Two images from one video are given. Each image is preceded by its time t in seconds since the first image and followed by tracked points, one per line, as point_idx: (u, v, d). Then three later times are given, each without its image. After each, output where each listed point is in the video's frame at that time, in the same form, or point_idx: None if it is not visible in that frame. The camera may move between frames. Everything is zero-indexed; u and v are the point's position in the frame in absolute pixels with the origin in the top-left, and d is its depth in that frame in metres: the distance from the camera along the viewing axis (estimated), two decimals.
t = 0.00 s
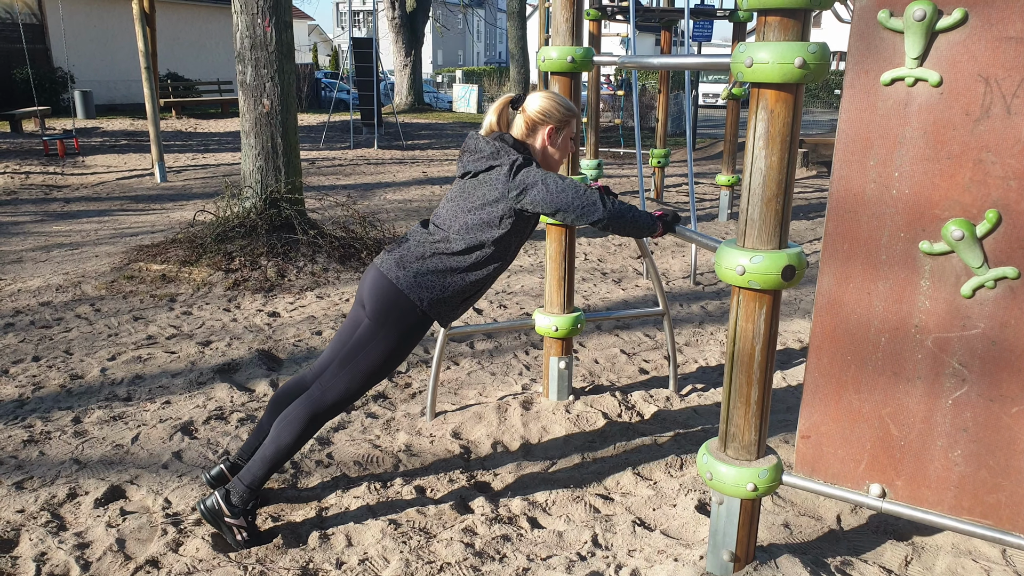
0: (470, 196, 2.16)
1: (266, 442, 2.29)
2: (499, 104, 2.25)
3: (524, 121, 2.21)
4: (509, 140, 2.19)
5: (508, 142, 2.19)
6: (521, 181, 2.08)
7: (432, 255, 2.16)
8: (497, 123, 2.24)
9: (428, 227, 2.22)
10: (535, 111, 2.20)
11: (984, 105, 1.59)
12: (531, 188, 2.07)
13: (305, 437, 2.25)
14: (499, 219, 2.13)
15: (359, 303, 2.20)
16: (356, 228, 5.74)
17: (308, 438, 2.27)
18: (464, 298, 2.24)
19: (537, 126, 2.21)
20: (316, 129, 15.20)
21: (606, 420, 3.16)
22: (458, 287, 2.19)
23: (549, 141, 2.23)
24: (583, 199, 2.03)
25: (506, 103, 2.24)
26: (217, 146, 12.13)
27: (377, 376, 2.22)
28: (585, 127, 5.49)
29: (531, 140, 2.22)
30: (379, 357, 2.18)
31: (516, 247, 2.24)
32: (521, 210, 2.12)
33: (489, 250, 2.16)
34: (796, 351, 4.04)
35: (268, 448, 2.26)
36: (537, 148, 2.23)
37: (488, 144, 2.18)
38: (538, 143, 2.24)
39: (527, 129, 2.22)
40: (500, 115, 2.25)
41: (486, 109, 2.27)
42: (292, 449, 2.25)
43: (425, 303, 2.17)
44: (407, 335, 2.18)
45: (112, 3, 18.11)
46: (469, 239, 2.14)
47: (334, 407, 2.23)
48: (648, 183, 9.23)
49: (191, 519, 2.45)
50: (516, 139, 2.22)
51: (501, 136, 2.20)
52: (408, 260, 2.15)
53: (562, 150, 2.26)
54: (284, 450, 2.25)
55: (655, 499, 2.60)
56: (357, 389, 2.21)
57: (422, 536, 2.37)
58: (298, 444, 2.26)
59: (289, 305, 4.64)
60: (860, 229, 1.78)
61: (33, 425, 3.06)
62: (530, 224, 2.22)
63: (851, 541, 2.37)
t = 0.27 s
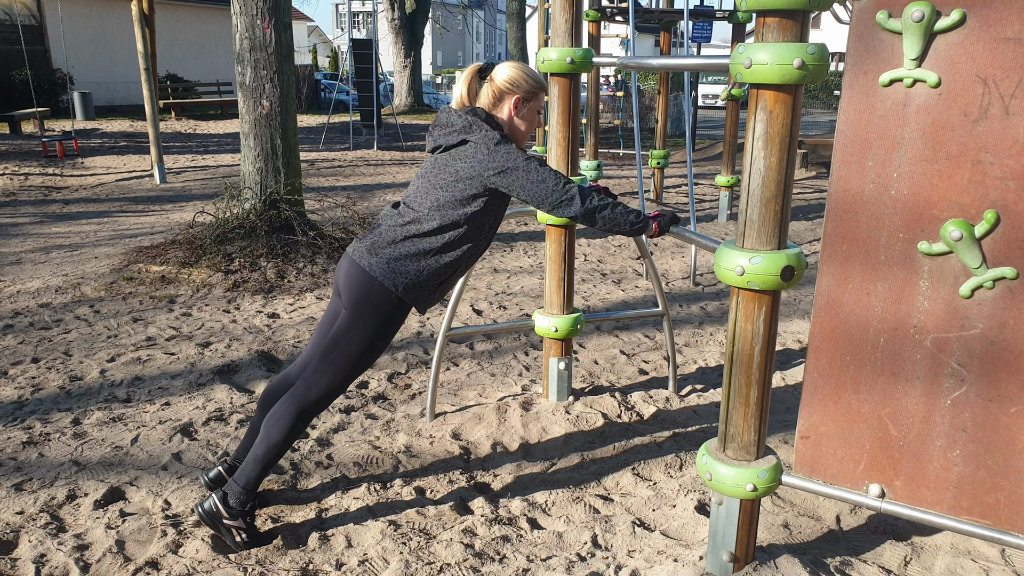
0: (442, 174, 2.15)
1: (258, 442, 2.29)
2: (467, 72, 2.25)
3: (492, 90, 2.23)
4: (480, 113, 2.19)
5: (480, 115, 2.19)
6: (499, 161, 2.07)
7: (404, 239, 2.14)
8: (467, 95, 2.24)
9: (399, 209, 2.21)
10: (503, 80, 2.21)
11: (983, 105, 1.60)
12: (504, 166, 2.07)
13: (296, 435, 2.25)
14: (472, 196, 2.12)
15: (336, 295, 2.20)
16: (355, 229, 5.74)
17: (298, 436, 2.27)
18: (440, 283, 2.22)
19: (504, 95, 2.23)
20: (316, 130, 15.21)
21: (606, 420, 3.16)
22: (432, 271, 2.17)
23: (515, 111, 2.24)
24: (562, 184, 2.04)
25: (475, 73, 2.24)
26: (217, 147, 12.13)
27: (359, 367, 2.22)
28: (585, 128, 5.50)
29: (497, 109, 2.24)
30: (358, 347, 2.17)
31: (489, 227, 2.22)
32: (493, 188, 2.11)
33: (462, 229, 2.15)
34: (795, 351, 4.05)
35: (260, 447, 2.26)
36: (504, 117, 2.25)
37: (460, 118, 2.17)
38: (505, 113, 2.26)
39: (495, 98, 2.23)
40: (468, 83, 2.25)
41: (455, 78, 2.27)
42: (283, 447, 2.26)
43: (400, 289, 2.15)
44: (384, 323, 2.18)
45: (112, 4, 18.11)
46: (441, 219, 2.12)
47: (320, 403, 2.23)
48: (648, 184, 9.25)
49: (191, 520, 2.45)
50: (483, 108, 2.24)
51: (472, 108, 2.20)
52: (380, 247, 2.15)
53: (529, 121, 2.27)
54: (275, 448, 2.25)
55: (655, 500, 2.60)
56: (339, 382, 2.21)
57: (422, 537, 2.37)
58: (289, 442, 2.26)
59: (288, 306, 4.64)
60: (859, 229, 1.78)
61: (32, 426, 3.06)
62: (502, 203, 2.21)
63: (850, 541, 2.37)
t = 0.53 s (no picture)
0: (438, 173, 2.15)
1: (256, 443, 2.29)
2: (462, 72, 2.26)
3: (485, 89, 2.22)
4: (478, 113, 2.20)
5: (476, 115, 2.19)
6: (497, 161, 2.08)
7: (400, 238, 2.14)
8: (462, 94, 2.25)
9: (396, 208, 2.21)
10: (496, 78, 2.20)
11: (981, 106, 1.60)
12: (502, 166, 2.08)
13: (294, 436, 2.25)
14: (469, 196, 2.12)
15: (333, 296, 2.20)
16: (354, 229, 5.74)
17: (297, 436, 2.27)
18: (438, 284, 2.22)
19: (498, 93, 2.22)
20: (315, 131, 15.22)
21: (605, 421, 3.16)
22: (428, 271, 2.17)
23: (509, 109, 2.23)
24: (559, 182, 2.05)
25: (468, 71, 2.25)
26: (216, 148, 12.13)
27: (356, 367, 2.22)
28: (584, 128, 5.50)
29: (492, 107, 2.23)
30: (356, 348, 2.17)
31: (486, 227, 2.22)
32: (490, 188, 2.11)
33: (459, 229, 2.15)
34: (794, 352, 4.05)
35: (257, 448, 2.26)
36: (498, 116, 2.24)
37: (458, 117, 2.17)
38: (500, 111, 2.25)
39: (488, 97, 2.23)
40: (464, 83, 2.26)
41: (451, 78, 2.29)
42: (281, 447, 2.25)
43: (397, 290, 2.14)
44: (382, 324, 2.17)
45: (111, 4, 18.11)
46: (438, 218, 2.12)
47: (319, 404, 2.23)
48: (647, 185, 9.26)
49: (189, 521, 2.45)
50: (478, 107, 2.23)
51: (471, 110, 2.20)
52: (377, 247, 2.15)
53: (524, 119, 2.26)
54: (272, 449, 2.25)
55: (653, 500, 2.60)
56: (337, 382, 2.21)
57: (421, 538, 2.37)
58: (288, 443, 2.26)
59: (288, 306, 4.64)
60: (858, 230, 1.78)
61: (31, 427, 3.06)
62: (499, 204, 2.21)
63: (849, 541, 2.37)
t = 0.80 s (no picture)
0: (439, 174, 2.15)
1: (257, 442, 2.29)
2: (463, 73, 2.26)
3: (486, 89, 2.22)
4: (478, 114, 2.19)
5: (477, 116, 2.19)
6: (497, 161, 2.08)
7: (402, 240, 2.14)
8: (463, 95, 2.25)
9: (398, 209, 2.21)
10: (497, 79, 2.20)
11: (981, 106, 1.60)
12: (501, 166, 2.08)
13: (295, 435, 2.25)
14: (470, 197, 2.12)
15: (334, 296, 2.20)
16: (355, 229, 5.74)
17: (297, 436, 2.27)
18: (439, 284, 2.22)
19: (499, 94, 2.22)
20: (316, 130, 15.22)
21: (605, 421, 3.16)
22: (430, 272, 2.17)
23: (511, 110, 2.23)
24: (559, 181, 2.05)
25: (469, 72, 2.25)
26: (216, 148, 12.13)
27: (357, 367, 2.22)
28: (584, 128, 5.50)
29: (493, 108, 2.23)
30: (357, 348, 2.18)
31: (488, 227, 2.22)
32: (491, 189, 2.11)
33: (460, 229, 2.15)
34: (794, 352, 4.05)
35: (258, 447, 2.26)
36: (499, 117, 2.24)
37: (458, 119, 2.17)
38: (501, 112, 2.24)
39: (489, 98, 2.23)
40: (465, 85, 2.26)
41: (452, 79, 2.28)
42: (282, 447, 2.25)
43: (399, 290, 2.15)
44: (384, 324, 2.18)
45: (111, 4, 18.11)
46: (439, 219, 2.12)
47: (320, 404, 2.23)
48: (648, 185, 9.26)
49: (189, 520, 2.45)
50: (479, 109, 2.23)
51: (470, 110, 2.19)
52: (379, 248, 2.15)
53: (525, 119, 2.26)
54: (273, 448, 2.25)
55: (653, 500, 2.60)
56: (338, 382, 2.21)
57: (421, 537, 2.37)
58: (288, 442, 2.26)
59: (288, 306, 4.64)
60: (858, 230, 1.78)
61: (31, 426, 3.06)
62: (501, 204, 2.20)
63: (848, 541, 2.37)
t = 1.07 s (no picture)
0: (450, 183, 2.16)
1: (260, 442, 2.29)
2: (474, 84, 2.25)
3: (499, 101, 2.22)
4: (488, 124, 2.20)
5: (486, 126, 2.20)
6: (505, 169, 2.08)
7: (413, 246, 2.15)
8: (474, 105, 2.25)
9: (409, 217, 2.22)
10: (509, 90, 2.20)
11: (981, 105, 1.60)
12: (511, 173, 2.07)
13: (299, 436, 2.26)
14: (480, 206, 2.12)
15: (344, 298, 2.20)
16: (355, 229, 5.74)
17: (302, 437, 2.27)
18: (449, 290, 2.24)
19: (512, 105, 2.22)
20: (316, 130, 15.21)
21: (606, 420, 3.16)
22: (440, 278, 2.18)
23: (524, 120, 2.24)
24: (566, 185, 2.04)
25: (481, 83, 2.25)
26: (216, 147, 12.12)
27: (365, 370, 2.22)
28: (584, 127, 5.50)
29: (506, 119, 2.24)
30: (366, 352, 2.18)
31: (498, 234, 2.23)
32: (501, 197, 2.12)
33: (471, 238, 2.16)
34: (795, 351, 4.05)
35: (262, 447, 2.27)
36: (512, 127, 2.25)
37: (468, 129, 2.18)
38: (514, 122, 2.25)
39: (502, 109, 2.23)
40: (476, 96, 2.25)
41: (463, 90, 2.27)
42: (286, 448, 2.26)
43: (409, 295, 2.16)
44: (392, 328, 2.18)
45: (111, 4, 18.11)
46: (450, 227, 2.13)
47: (326, 406, 2.23)
48: (648, 184, 9.26)
49: (190, 520, 2.46)
50: (492, 121, 2.24)
51: (480, 120, 2.20)
52: (390, 253, 2.16)
53: (537, 129, 2.27)
54: (277, 449, 2.26)
55: (654, 499, 2.60)
56: (344, 386, 2.21)
57: (421, 537, 2.37)
58: (293, 443, 2.26)
59: (288, 306, 4.64)
60: (857, 229, 1.78)
61: (32, 426, 3.06)
62: (512, 211, 2.21)
63: (849, 540, 2.37)
